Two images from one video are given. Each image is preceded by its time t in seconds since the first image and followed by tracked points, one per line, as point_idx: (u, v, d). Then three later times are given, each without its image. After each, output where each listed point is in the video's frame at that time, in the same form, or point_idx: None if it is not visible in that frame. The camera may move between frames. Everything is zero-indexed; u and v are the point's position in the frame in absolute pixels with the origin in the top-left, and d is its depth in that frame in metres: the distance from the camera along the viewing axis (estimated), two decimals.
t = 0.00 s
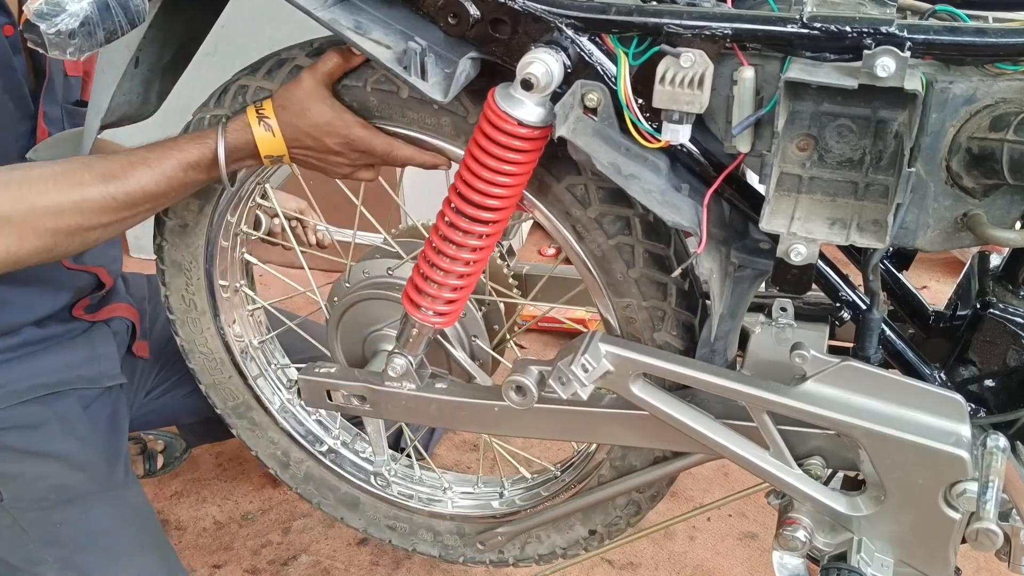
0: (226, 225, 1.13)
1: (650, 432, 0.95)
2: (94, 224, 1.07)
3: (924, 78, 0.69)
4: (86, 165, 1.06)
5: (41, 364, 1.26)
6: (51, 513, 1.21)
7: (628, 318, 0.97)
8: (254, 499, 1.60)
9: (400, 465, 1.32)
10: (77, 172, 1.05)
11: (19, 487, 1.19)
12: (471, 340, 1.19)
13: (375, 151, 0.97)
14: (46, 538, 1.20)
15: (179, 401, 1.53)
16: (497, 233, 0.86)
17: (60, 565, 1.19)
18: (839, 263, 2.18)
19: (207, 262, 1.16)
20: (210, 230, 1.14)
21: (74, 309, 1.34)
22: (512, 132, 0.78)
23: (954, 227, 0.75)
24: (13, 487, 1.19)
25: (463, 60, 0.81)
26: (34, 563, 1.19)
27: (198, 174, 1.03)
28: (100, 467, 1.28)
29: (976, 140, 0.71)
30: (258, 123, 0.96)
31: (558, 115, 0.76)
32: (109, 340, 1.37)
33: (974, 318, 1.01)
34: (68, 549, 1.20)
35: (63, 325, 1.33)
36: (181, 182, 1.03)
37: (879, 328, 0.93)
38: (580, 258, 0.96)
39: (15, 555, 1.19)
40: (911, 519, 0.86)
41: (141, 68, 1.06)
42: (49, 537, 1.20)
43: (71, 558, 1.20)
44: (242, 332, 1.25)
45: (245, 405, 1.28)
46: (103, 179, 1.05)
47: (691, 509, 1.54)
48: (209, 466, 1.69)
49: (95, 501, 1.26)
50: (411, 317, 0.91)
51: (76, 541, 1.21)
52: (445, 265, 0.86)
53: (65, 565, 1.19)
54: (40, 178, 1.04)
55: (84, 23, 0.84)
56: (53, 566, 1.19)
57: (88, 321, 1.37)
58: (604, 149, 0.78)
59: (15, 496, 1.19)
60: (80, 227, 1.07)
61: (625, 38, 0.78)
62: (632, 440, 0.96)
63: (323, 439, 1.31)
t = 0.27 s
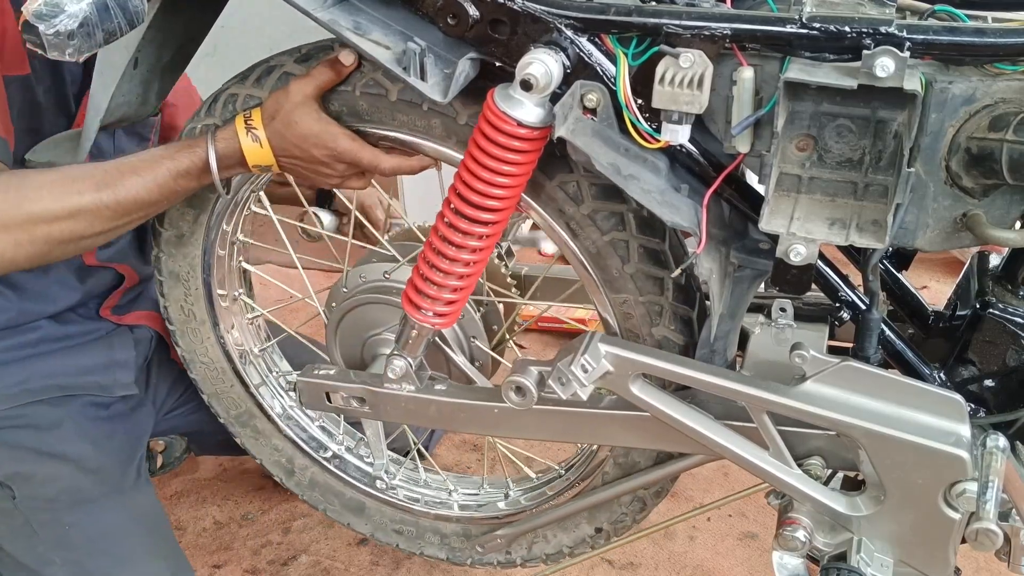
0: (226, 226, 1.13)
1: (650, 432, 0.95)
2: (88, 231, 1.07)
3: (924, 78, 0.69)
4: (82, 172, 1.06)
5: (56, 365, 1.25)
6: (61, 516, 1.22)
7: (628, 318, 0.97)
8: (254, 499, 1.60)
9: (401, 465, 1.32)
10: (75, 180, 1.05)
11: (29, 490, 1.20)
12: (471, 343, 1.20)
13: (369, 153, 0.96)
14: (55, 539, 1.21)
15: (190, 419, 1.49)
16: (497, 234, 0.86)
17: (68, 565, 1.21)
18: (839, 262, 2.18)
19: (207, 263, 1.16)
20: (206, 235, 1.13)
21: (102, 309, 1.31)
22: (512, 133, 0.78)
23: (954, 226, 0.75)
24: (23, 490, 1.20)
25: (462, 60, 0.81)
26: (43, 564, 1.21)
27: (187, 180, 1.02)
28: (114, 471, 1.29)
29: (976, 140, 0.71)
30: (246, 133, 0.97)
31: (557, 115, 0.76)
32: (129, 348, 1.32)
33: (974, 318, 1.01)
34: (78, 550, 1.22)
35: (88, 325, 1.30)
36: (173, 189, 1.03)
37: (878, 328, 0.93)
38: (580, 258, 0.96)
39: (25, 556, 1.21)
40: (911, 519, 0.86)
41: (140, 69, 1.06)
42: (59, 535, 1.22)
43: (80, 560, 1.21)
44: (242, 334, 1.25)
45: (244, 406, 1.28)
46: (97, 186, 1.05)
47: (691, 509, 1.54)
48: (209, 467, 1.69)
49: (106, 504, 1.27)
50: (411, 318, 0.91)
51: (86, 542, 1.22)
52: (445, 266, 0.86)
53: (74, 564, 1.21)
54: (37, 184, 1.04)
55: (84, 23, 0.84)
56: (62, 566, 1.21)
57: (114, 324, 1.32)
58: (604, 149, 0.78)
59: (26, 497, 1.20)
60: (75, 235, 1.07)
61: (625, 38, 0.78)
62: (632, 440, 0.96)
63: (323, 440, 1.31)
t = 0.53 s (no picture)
0: (224, 227, 1.13)
1: (650, 433, 0.95)
2: (85, 223, 1.07)
3: (924, 79, 0.69)
4: (80, 165, 1.06)
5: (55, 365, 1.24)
6: (64, 517, 1.21)
7: (628, 318, 0.97)
8: (254, 499, 1.60)
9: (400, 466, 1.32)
10: (76, 170, 1.05)
11: (31, 492, 1.20)
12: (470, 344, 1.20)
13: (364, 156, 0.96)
14: (57, 541, 1.20)
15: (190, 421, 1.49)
16: (496, 234, 0.86)
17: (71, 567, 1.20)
18: (838, 262, 2.18)
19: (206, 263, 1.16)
20: (205, 235, 1.13)
21: (106, 308, 1.31)
22: (511, 133, 0.78)
23: (954, 226, 0.75)
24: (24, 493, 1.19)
25: (462, 61, 0.81)
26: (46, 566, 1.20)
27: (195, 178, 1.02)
28: (116, 474, 1.28)
29: (975, 140, 0.71)
30: (251, 135, 0.97)
31: (557, 116, 0.76)
32: (131, 349, 1.32)
33: (974, 318, 1.01)
34: (81, 553, 1.21)
35: (91, 325, 1.30)
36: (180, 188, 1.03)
37: (878, 328, 0.93)
38: (580, 259, 0.96)
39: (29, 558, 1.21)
40: (911, 519, 0.86)
41: (140, 70, 1.06)
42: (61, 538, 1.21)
43: (81, 562, 1.20)
44: (241, 335, 1.26)
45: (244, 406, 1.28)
46: (96, 179, 1.05)
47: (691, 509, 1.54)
48: (209, 467, 1.69)
49: (110, 506, 1.26)
50: (410, 319, 0.91)
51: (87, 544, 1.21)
52: (445, 267, 0.86)
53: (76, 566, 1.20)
54: (32, 176, 1.04)
55: (83, 24, 0.84)
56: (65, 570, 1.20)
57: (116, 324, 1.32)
58: (604, 149, 0.78)
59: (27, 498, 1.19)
60: (68, 227, 1.07)
61: (624, 39, 0.78)
62: (631, 441, 0.96)
63: (323, 441, 1.31)
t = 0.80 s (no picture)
0: (223, 227, 1.13)
1: (650, 433, 0.95)
2: (89, 227, 1.06)
3: (924, 79, 0.69)
4: (88, 168, 1.05)
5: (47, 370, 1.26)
6: (53, 523, 1.20)
7: (628, 318, 0.97)
8: (254, 500, 1.60)
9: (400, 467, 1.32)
10: (79, 173, 1.05)
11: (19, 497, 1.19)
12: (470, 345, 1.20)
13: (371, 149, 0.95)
14: (46, 546, 1.19)
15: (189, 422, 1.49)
16: (496, 235, 0.86)
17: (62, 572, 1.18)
18: (838, 262, 2.18)
19: (204, 264, 1.16)
20: (203, 237, 1.13)
21: (90, 314, 1.32)
22: (511, 133, 0.78)
23: (954, 227, 0.75)
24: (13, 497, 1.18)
25: (462, 61, 0.81)
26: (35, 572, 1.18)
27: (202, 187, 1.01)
28: (103, 480, 1.27)
29: (975, 140, 0.71)
30: (267, 145, 0.96)
31: (557, 116, 0.76)
32: (117, 354, 1.33)
33: (974, 318, 1.01)
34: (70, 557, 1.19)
35: (77, 330, 1.31)
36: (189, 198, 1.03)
37: (878, 328, 0.93)
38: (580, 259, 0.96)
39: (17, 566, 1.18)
40: (911, 519, 0.86)
41: (139, 70, 1.06)
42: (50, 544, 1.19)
43: (73, 567, 1.18)
44: (240, 337, 1.26)
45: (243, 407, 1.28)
46: (103, 182, 1.04)
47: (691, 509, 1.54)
48: (208, 468, 1.69)
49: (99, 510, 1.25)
50: (410, 319, 0.91)
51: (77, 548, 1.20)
52: (445, 267, 0.86)
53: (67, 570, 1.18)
54: (39, 175, 1.04)
55: (82, 24, 0.84)
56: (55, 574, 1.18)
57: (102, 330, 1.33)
58: (604, 149, 0.78)
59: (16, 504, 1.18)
60: (69, 231, 1.06)
61: (624, 39, 0.78)
62: (631, 442, 0.96)
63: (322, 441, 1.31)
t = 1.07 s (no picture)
0: (224, 227, 1.13)
1: (651, 433, 0.95)
2: (97, 237, 1.07)
3: (924, 79, 0.69)
4: (92, 174, 1.06)
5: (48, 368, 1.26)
6: (54, 521, 1.18)
7: (628, 318, 0.98)
8: (254, 499, 1.60)
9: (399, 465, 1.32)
10: (81, 180, 1.05)
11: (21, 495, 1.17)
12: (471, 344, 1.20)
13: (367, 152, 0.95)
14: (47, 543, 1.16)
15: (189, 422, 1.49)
16: (496, 234, 0.86)
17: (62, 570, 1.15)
18: (838, 263, 2.18)
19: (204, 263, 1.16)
20: (203, 238, 1.14)
21: (94, 313, 1.32)
22: (512, 133, 0.78)
23: (954, 227, 0.75)
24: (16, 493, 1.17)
25: (462, 60, 0.81)
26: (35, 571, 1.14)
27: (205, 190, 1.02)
28: (102, 479, 1.26)
29: (976, 140, 0.71)
30: (266, 145, 0.96)
31: (557, 116, 0.76)
32: (119, 354, 1.33)
33: (974, 318, 1.01)
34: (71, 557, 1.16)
35: (80, 328, 1.31)
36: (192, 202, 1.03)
37: (878, 328, 0.93)
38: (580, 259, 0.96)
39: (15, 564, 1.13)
40: (912, 520, 0.86)
41: (139, 70, 1.06)
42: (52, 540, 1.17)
43: (74, 567, 1.16)
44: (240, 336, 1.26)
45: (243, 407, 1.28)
46: (105, 187, 1.05)
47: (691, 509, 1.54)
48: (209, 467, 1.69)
49: (100, 509, 1.24)
50: (410, 319, 0.91)
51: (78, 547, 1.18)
52: (445, 267, 0.86)
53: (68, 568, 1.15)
54: (42, 183, 1.04)
55: (83, 24, 0.84)
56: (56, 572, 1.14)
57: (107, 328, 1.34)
58: (604, 149, 0.78)
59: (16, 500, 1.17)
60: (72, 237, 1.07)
61: (625, 39, 0.78)
62: (631, 441, 0.96)
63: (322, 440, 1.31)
